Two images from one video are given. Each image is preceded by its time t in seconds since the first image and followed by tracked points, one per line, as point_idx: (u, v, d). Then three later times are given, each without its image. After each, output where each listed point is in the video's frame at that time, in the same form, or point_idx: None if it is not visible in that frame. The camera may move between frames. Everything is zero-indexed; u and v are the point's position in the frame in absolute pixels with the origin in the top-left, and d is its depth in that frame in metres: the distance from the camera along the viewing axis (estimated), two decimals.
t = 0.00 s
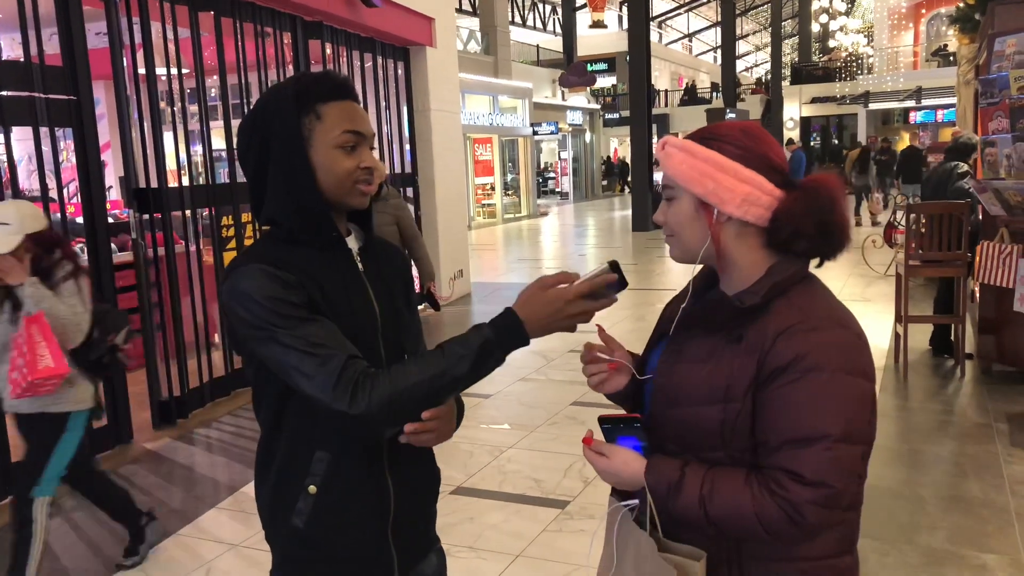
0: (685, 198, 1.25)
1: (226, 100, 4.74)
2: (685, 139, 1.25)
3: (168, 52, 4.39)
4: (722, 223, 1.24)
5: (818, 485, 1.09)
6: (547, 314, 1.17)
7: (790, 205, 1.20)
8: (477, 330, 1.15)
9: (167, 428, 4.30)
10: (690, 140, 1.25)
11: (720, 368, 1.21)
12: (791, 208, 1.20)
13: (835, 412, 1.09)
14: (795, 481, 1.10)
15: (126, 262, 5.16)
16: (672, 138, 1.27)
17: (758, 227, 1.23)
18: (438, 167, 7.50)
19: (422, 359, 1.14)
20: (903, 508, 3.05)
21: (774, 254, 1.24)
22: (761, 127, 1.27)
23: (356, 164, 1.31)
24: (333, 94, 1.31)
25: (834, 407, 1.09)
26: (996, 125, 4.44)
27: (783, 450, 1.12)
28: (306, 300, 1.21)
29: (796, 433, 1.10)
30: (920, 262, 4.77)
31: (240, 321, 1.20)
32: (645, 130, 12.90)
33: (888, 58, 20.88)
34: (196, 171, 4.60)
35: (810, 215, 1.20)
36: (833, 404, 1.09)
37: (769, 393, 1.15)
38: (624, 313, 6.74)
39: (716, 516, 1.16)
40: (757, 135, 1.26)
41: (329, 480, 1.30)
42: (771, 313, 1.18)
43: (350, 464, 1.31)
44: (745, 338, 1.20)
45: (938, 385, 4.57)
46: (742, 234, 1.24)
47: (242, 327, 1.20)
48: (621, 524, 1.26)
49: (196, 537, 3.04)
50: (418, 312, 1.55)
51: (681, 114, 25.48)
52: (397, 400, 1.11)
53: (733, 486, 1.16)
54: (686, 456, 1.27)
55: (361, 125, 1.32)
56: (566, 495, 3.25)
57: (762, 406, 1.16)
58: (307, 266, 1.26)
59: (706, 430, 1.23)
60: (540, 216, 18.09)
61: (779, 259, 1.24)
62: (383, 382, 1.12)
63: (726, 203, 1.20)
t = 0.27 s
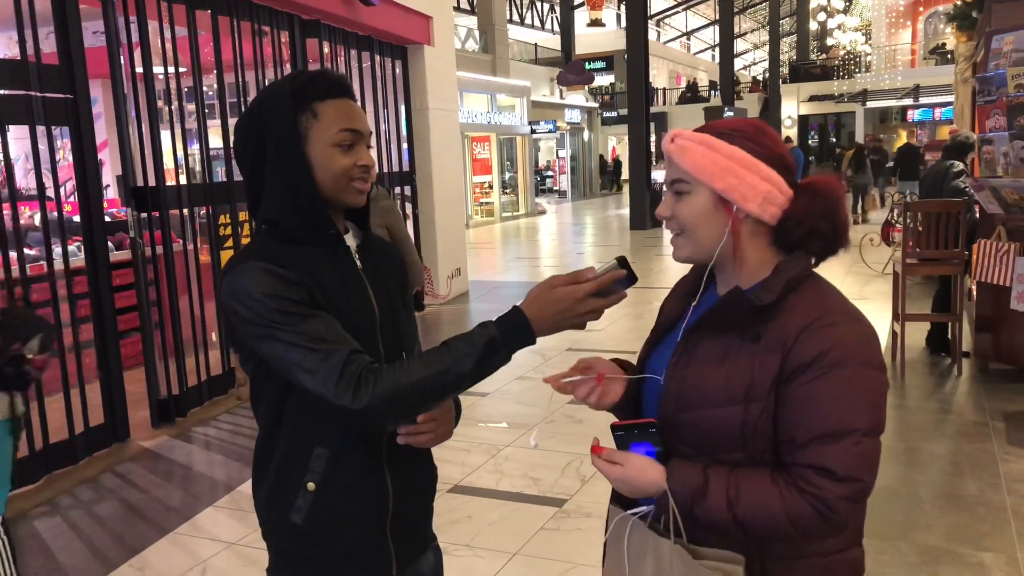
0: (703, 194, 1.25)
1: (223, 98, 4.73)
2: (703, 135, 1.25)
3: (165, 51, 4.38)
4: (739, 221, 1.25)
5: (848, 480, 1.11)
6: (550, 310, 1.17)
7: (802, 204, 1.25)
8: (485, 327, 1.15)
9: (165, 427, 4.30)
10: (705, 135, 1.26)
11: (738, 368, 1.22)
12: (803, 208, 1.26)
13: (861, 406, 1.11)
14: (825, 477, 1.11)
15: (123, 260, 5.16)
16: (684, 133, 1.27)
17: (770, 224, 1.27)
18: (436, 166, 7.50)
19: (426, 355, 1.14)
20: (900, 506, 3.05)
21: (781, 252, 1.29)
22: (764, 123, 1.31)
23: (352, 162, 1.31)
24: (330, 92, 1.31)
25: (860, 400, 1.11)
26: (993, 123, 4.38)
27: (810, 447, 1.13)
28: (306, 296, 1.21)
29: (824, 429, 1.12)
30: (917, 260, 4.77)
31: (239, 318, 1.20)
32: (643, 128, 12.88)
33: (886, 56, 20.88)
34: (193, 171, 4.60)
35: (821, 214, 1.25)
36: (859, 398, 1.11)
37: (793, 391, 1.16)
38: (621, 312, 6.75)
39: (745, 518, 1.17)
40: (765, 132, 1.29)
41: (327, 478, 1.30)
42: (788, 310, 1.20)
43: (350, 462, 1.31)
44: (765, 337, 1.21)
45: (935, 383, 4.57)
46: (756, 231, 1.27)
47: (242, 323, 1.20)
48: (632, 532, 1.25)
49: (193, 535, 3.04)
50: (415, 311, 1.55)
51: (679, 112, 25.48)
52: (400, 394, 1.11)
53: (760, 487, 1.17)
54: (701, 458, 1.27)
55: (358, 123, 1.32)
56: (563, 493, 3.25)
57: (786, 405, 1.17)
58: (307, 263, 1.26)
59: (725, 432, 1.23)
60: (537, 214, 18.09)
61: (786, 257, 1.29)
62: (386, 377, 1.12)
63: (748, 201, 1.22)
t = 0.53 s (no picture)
0: (720, 190, 1.26)
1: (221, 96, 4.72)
2: (720, 131, 1.27)
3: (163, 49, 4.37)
4: (752, 218, 1.28)
5: (870, 472, 1.13)
6: (553, 309, 1.16)
7: (808, 202, 1.29)
8: (485, 324, 1.14)
9: (164, 425, 4.29)
10: (722, 130, 1.27)
11: (754, 366, 1.23)
12: (810, 207, 1.30)
13: (880, 396, 1.14)
14: (848, 470, 1.13)
15: (121, 258, 5.16)
16: (700, 127, 1.27)
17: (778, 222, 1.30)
18: (435, 163, 7.49)
19: (427, 351, 1.13)
20: (899, 503, 3.05)
21: (784, 250, 1.33)
22: (767, 120, 1.34)
23: (348, 159, 1.31)
24: (327, 89, 1.31)
25: (878, 391, 1.14)
26: (990, 119, 4.41)
27: (830, 442, 1.15)
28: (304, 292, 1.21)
29: (846, 422, 1.13)
30: (916, 256, 4.78)
31: (237, 315, 1.20)
32: (642, 125, 12.87)
33: (885, 53, 20.87)
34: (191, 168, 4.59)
35: (825, 212, 1.30)
36: (877, 389, 1.14)
37: (813, 386, 1.17)
38: (621, 309, 6.75)
39: (771, 516, 1.17)
40: (775, 130, 1.32)
41: (325, 475, 1.30)
42: (800, 306, 1.22)
43: (350, 459, 1.30)
44: (781, 333, 1.22)
45: (934, 379, 4.58)
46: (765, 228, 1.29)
47: (239, 320, 1.20)
48: (644, 535, 1.24)
49: (192, 532, 3.04)
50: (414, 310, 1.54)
51: (678, 109, 25.49)
52: (399, 390, 1.11)
53: (782, 484, 1.18)
54: (713, 457, 1.28)
55: (354, 120, 1.32)
56: (562, 490, 3.25)
57: (804, 400, 1.19)
58: (306, 259, 1.26)
59: (742, 429, 1.24)
60: (537, 211, 18.09)
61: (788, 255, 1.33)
62: (386, 373, 1.12)
63: (765, 198, 1.24)
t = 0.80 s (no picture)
0: (731, 186, 1.27)
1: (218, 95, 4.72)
2: (730, 127, 1.29)
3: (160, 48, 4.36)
4: (757, 215, 1.31)
5: (888, 460, 1.18)
6: (552, 311, 1.15)
7: (802, 200, 1.35)
8: (481, 324, 1.14)
9: (161, 424, 4.27)
10: (731, 127, 1.30)
11: (772, 363, 1.24)
12: (804, 206, 1.35)
13: (891, 385, 1.20)
14: (869, 461, 1.18)
15: (119, 258, 5.16)
16: (711, 124, 1.29)
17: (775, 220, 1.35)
18: (432, 162, 7.48)
19: (423, 351, 1.13)
20: (897, 501, 3.05)
21: (779, 248, 1.37)
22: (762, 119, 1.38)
23: (345, 158, 1.30)
24: (324, 88, 1.30)
25: (889, 381, 1.20)
26: (988, 117, 4.38)
27: (850, 434, 1.19)
28: (300, 291, 1.21)
29: (866, 412, 1.18)
30: (913, 255, 4.78)
31: (234, 314, 1.20)
32: (640, 124, 12.86)
33: (882, 52, 20.88)
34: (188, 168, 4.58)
35: (816, 209, 1.36)
36: (889, 379, 1.20)
37: (832, 379, 1.21)
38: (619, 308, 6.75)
39: (801, 512, 1.19)
40: (771, 130, 1.36)
41: (321, 474, 1.29)
42: (812, 303, 1.25)
43: (348, 459, 1.30)
44: (797, 329, 1.24)
45: (931, 377, 4.59)
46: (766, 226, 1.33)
47: (235, 318, 1.20)
48: (659, 540, 1.23)
49: (189, 532, 3.04)
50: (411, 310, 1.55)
51: (675, 108, 25.49)
52: (394, 389, 1.11)
53: (807, 480, 1.20)
54: (728, 456, 1.28)
55: (352, 118, 1.32)
56: (560, 489, 3.26)
57: (821, 395, 1.22)
58: (303, 259, 1.26)
59: (760, 427, 1.25)
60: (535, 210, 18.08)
61: (782, 254, 1.38)
62: (382, 373, 1.12)
63: (773, 196, 1.28)
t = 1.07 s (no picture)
0: (741, 182, 1.30)
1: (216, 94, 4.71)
2: (738, 124, 1.31)
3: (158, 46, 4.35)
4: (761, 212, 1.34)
5: (904, 443, 1.24)
6: (529, 316, 1.16)
7: (791, 202, 1.40)
8: (462, 336, 1.14)
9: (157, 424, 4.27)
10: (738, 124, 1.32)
11: (794, 359, 1.26)
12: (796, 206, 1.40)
13: (895, 371, 1.27)
14: (887, 446, 1.23)
15: (115, 257, 5.14)
16: (722, 120, 1.30)
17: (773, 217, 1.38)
18: (430, 162, 7.47)
19: (407, 362, 1.14)
20: (895, 502, 3.05)
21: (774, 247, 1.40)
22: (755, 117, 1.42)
23: (342, 156, 1.30)
24: (322, 85, 1.30)
25: (894, 367, 1.27)
26: (986, 118, 4.40)
27: (868, 421, 1.24)
28: (296, 293, 1.21)
29: (881, 400, 1.24)
30: (911, 256, 4.78)
31: (229, 315, 1.20)
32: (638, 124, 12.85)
33: (880, 53, 20.92)
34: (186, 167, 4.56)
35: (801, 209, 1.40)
36: (894, 365, 1.27)
37: (850, 370, 1.25)
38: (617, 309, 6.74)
39: (835, 502, 1.21)
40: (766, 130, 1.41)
41: (319, 476, 1.29)
42: (824, 298, 1.28)
43: (344, 463, 1.30)
44: (813, 324, 1.27)
45: (929, 378, 4.59)
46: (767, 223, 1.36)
47: (229, 321, 1.20)
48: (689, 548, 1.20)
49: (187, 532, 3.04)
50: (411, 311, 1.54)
51: (674, 108, 25.49)
52: (380, 401, 1.11)
53: (836, 471, 1.22)
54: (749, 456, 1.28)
55: (350, 116, 1.31)
56: (558, 489, 3.26)
57: (840, 387, 1.26)
58: (302, 259, 1.26)
59: (782, 424, 1.26)
60: (533, 211, 18.07)
61: (776, 255, 1.40)
62: (369, 382, 1.12)
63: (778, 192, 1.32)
